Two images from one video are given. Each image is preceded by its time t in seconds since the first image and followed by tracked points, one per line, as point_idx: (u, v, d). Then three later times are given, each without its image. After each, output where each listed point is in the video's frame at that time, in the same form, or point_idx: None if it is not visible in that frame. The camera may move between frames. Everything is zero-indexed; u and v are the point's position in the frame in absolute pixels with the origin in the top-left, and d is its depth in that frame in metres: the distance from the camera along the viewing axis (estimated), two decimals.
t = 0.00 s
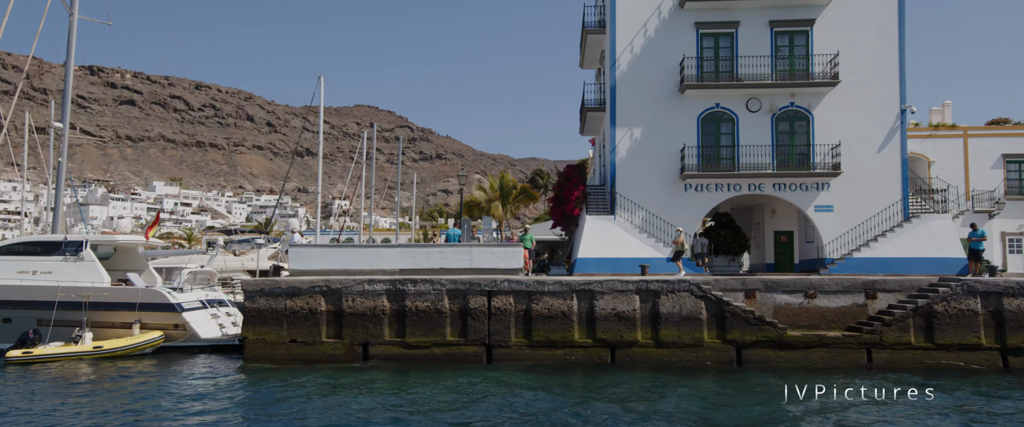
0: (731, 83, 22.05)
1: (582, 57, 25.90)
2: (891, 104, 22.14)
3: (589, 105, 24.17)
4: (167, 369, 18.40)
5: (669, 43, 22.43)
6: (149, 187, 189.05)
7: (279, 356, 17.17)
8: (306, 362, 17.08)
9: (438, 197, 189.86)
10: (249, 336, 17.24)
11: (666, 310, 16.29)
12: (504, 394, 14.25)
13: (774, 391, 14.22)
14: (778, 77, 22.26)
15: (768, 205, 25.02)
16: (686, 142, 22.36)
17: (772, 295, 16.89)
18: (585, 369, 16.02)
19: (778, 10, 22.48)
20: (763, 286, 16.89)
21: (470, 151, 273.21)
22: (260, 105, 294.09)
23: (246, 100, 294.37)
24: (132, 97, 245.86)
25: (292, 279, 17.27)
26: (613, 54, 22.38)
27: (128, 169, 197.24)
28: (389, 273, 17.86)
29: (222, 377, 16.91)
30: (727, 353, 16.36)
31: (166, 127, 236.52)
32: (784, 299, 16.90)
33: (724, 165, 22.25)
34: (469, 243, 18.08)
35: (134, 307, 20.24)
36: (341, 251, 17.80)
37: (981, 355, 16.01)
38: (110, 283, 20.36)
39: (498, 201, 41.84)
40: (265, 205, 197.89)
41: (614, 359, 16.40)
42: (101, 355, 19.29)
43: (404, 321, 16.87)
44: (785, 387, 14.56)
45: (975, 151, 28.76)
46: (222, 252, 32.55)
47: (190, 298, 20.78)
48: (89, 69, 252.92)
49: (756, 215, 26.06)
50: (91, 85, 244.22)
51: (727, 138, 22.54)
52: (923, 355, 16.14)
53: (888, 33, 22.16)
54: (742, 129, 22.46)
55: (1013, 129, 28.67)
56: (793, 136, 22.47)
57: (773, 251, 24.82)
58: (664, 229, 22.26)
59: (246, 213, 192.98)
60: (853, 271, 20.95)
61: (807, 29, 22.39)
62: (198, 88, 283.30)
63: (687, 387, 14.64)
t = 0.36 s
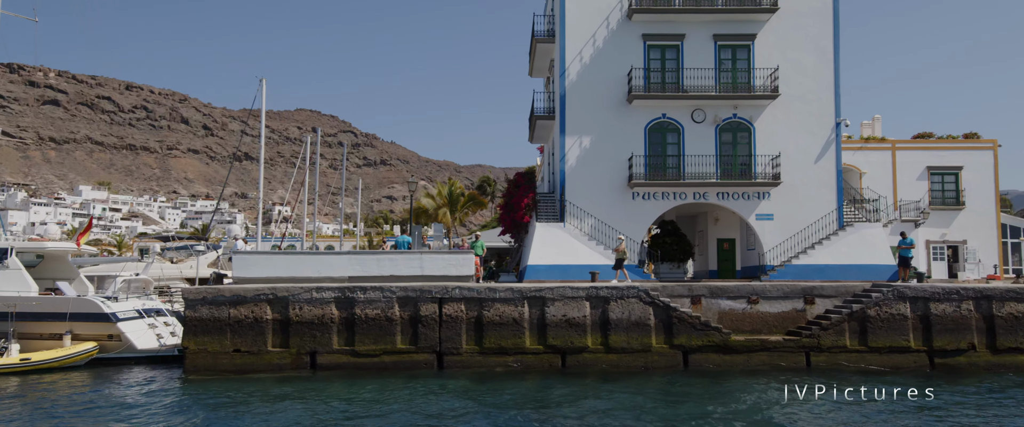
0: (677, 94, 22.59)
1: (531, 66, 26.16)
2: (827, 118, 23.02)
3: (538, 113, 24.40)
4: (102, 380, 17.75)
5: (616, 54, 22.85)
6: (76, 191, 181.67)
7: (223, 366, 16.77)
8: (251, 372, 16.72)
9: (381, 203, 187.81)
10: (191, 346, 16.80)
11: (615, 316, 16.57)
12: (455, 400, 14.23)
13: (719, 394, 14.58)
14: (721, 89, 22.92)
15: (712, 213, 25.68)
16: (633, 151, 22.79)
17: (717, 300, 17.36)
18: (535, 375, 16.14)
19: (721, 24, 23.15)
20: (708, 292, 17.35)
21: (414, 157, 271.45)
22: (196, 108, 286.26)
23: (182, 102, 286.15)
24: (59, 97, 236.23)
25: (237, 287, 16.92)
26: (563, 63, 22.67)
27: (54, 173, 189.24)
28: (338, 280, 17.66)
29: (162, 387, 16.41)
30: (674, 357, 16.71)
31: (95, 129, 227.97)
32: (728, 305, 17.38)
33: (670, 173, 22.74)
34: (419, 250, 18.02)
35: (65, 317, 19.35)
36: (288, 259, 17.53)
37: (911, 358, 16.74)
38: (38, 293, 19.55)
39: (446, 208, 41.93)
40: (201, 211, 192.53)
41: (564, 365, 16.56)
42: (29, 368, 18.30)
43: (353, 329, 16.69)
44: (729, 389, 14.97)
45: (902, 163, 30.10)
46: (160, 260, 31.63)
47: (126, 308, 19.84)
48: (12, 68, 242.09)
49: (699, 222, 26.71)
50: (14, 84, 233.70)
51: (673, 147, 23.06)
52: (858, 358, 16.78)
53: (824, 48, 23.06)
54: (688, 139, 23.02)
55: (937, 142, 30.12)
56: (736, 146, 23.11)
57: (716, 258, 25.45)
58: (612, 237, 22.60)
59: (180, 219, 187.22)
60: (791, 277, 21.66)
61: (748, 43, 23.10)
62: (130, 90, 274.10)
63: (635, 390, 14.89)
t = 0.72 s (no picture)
0: (644, 103, 22.89)
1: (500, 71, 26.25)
2: (789, 129, 23.56)
3: (507, 119, 24.49)
4: (56, 384, 17.24)
5: (585, 62, 23.08)
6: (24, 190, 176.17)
7: (183, 370, 16.44)
8: (213, 376, 16.42)
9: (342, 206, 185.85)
10: (151, 350, 16.43)
11: (583, 322, 16.70)
12: (422, 405, 14.16)
13: (683, 398, 14.77)
14: (687, 99, 23.30)
15: (676, 221, 26.07)
16: (601, 158, 23.01)
17: (683, 307, 17.61)
18: (503, 380, 16.17)
19: (687, 35, 23.53)
20: (674, 298, 17.60)
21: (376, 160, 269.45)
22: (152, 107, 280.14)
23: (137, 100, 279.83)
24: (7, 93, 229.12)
25: (199, 290, 16.59)
26: (532, 70, 22.81)
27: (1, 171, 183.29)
28: (304, 284, 17.46)
29: (120, 392, 16.01)
30: (640, 363, 16.90)
31: (46, 127, 221.58)
32: (693, 311, 17.65)
33: (637, 181, 23.01)
34: (387, 254, 17.92)
35: (17, 321, 18.77)
36: (253, 261, 17.28)
37: (868, 363, 17.20)
38: None
39: (412, 212, 42.13)
40: (156, 212, 188.30)
41: (531, 370, 16.63)
42: None
43: (319, 333, 16.51)
44: (695, 393, 15.21)
45: (859, 174, 30.94)
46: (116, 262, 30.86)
47: (80, 311, 19.25)
48: None
49: (664, 229, 27.06)
50: None
51: (640, 155, 23.35)
52: (818, 364, 17.17)
53: (787, 61, 23.60)
54: (654, 147, 23.33)
55: (892, 154, 31.00)
56: (700, 155, 23.50)
57: (680, 264, 25.80)
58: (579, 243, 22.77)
59: (134, 220, 182.78)
60: (753, 284, 22.09)
61: (713, 54, 23.52)
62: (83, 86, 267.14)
63: (602, 395, 15.00)
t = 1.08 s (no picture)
0: (619, 114, 23.15)
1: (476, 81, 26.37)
2: (760, 141, 23.98)
3: (482, 128, 24.58)
4: (18, 394, 16.69)
5: (561, 73, 23.28)
6: None
7: (153, 381, 16.05)
8: (183, 387, 16.06)
9: (311, 214, 183.92)
10: (119, 360, 16.00)
11: (560, 331, 16.79)
12: (400, 414, 14.04)
13: (658, 406, 14.88)
14: (661, 110, 23.62)
15: (649, 230, 26.33)
16: (576, 168, 23.19)
17: (657, 315, 17.82)
18: (480, 388, 16.15)
19: (661, 47, 23.86)
20: (649, 307, 17.80)
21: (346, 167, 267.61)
22: (116, 112, 274.93)
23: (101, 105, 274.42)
24: None
25: (170, 299, 16.27)
26: (508, 80, 22.95)
27: None
28: (278, 293, 17.26)
29: (85, 403, 15.57)
30: (616, 371, 17.02)
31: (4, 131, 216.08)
32: (667, 320, 17.86)
33: (612, 191, 23.22)
34: (363, 263, 17.82)
35: None
36: (226, 270, 17.05)
37: (838, 371, 17.52)
38: None
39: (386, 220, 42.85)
40: (119, 218, 184.46)
41: (508, 379, 16.64)
42: None
43: (294, 343, 16.30)
44: (670, 400, 15.35)
45: (826, 186, 31.57)
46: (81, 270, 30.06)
47: (46, 320, 18.36)
48: None
49: (637, 239, 27.30)
50: None
51: (614, 166, 23.57)
52: (790, 372, 17.44)
53: (758, 74, 24.04)
54: (628, 158, 23.59)
55: (859, 167, 31.69)
56: (674, 166, 23.79)
57: (653, 274, 26.05)
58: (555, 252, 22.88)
59: (96, 227, 178.78)
60: (726, 294, 22.40)
61: (687, 67, 23.87)
62: (44, 90, 261.33)
63: (578, 403, 15.05)
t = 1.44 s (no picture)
0: (601, 125, 23.36)
1: (459, 91, 26.48)
2: (739, 153, 24.31)
3: (465, 138, 24.66)
4: None
5: (543, 84, 23.46)
6: None
7: (131, 392, 15.83)
8: (162, 398, 15.86)
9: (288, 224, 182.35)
10: (97, 371, 15.78)
11: (543, 340, 16.87)
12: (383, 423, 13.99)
13: (640, 414, 14.98)
14: (642, 122, 23.87)
15: (630, 240, 26.54)
16: (558, 178, 23.34)
17: (640, 325, 17.96)
18: (463, 398, 16.14)
19: (642, 60, 24.14)
20: (631, 317, 17.95)
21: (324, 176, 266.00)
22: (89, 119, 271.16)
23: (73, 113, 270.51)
24: None
25: (150, 309, 16.08)
26: (491, 91, 23.08)
27: None
28: (260, 303, 17.15)
29: (62, 415, 15.31)
30: (599, 381, 17.11)
31: None
32: (650, 329, 18.01)
33: (594, 201, 23.39)
34: (346, 273, 17.75)
35: None
36: (207, 280, 16.92)
37: (817, 380, 17.76)
38: None
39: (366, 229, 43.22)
40: (91, 228, 181.51)
41: (491, 388, 16.66)
42: None
43: (276, 353, 16.19)
44: (652, 409, 15.48)
45: (803, 197, 32.02)
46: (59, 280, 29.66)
47: (21, 331, 18.04)
48: None
49: (618, 248, 27.50)
50: None
51: (596, 176, 23.75)
52: (770, 381, 17.64)
53: (737, 87, 24.39)
54: (610, 169, 23.79)
55: (834, 178, 32.21)
56: (655, 177, 24.01)
57: (634, 284, 26.24)
58: (537, 261, 22.97)
59: (66, 236, 175.75)
60: (706, 304, 22.63)
61: (667, 79, 24.16)
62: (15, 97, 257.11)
63: (561, 412, 15.10)
